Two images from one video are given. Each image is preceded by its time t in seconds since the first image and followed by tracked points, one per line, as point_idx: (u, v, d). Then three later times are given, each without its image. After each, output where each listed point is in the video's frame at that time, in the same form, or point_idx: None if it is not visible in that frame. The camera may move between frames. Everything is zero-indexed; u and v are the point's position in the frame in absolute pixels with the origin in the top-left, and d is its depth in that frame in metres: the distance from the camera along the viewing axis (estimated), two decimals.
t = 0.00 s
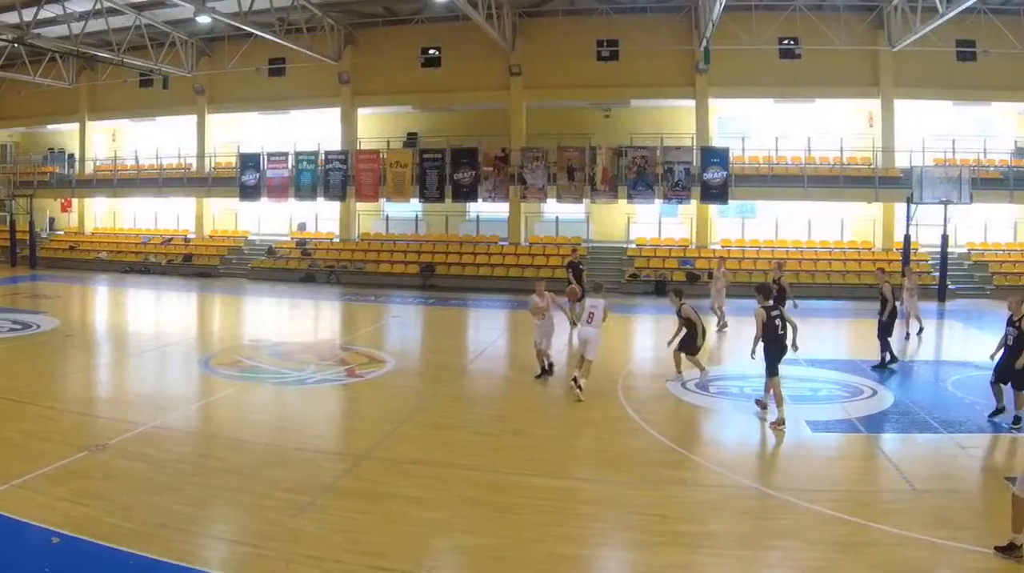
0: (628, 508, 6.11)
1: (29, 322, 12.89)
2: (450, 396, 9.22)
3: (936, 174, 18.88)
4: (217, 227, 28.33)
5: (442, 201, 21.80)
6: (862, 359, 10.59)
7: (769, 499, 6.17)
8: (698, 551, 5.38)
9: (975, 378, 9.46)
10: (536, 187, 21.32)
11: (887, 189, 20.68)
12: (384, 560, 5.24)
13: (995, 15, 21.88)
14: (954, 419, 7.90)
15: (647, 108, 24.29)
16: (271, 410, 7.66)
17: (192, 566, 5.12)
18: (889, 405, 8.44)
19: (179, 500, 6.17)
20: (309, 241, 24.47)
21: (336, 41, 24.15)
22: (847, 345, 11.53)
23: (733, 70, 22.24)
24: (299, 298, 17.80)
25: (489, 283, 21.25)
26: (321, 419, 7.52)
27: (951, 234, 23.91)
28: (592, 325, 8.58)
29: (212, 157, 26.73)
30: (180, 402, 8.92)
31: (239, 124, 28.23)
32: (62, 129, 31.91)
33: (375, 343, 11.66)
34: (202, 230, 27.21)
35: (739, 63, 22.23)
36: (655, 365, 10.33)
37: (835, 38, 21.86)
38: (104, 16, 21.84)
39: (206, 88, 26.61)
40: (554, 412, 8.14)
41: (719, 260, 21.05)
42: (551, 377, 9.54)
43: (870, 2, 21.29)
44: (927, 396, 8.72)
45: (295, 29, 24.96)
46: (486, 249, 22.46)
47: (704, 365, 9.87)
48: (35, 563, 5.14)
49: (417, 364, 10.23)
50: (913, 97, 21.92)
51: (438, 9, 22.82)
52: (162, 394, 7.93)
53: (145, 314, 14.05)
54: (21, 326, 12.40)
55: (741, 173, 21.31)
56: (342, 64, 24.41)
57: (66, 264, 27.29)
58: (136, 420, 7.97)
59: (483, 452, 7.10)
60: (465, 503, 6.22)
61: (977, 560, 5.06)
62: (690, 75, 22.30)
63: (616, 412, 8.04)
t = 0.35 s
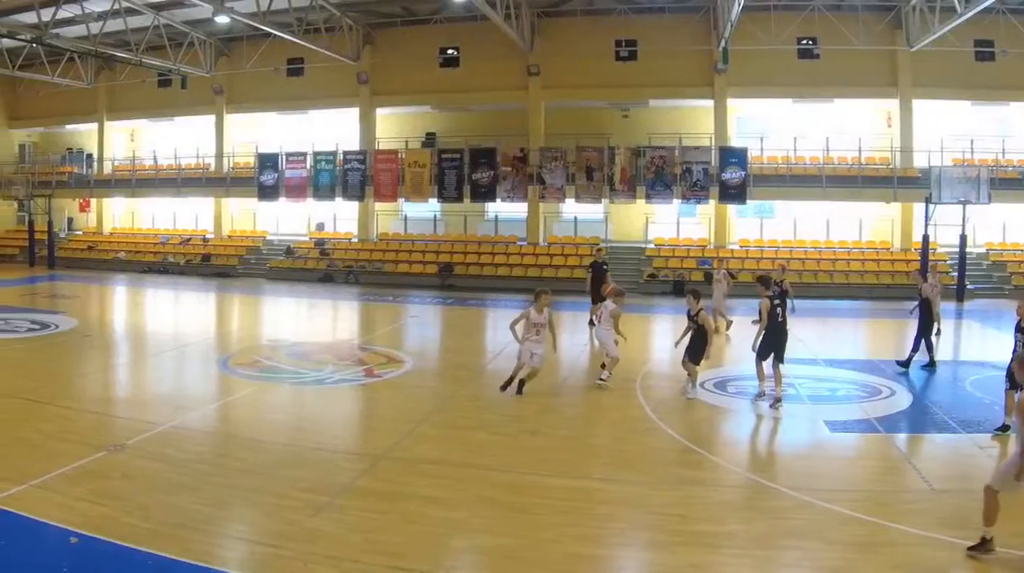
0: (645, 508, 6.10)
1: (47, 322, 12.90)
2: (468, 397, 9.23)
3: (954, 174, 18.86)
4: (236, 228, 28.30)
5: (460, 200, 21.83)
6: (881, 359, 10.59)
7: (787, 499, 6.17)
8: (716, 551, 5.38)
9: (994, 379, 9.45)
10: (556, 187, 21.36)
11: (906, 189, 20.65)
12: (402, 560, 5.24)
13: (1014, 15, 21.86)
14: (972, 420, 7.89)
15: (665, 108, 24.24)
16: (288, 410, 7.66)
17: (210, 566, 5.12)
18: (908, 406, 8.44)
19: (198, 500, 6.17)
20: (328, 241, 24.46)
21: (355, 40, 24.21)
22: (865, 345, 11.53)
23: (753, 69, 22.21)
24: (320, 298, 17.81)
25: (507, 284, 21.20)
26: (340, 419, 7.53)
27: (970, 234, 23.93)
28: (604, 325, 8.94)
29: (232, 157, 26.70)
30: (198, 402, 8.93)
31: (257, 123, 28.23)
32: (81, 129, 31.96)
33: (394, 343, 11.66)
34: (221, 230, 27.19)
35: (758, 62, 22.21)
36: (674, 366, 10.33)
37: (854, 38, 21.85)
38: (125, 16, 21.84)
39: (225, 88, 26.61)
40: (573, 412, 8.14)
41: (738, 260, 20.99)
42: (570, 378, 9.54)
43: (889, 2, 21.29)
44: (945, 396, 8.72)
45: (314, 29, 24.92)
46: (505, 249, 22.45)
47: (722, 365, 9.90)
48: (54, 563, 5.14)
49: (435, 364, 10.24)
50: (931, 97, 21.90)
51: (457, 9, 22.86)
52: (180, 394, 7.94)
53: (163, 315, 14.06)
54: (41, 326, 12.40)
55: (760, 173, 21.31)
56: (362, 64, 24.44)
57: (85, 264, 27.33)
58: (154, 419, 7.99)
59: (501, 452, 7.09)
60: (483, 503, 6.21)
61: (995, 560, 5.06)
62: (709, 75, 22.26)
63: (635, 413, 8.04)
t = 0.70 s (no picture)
0: (663, 508, 6.11)
1: (67, 322, 12.89)
2: (485, 396, 9.24)
3: (971, 173, 18.87)
4: (254, 228, 28.25)
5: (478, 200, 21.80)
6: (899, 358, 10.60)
7: (806, 498, 6.18)
8: (734, 550, 5.38)
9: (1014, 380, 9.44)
10: (573, 187, 21.26)
11: (924, 189, 20.60)
12: (420, 561, 5.24)
13: None
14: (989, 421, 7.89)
15: (683, 108, 24.17)
16: (307, 410, 7.66)
17: (230, 566, 5.12)
18: (926, 405, 8.44)
19: (217, 500, 6.18)
20: (346, 241, 24.44)
21: (373, 40, 24.17)
22: (883, 345, 11.52)
23: (772, 69, 22.19)
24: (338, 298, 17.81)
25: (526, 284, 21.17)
26: (359, 418, 7.53)
27: (988, 235, 23.92)
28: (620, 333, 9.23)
29: (250, 157, 26.73)
30: (217, 402, 8.94)
31: (275, 123, 28.23)
32: (99, 129, 31.98)
33: (412, 343, 11.66)
34: (239, 230, 27.15)
35: (777, 62, 22.19)
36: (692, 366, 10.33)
37: (872, 38, 21.80)
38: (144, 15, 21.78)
39: (243, 88, 26.62)
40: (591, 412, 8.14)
41: (757, 260, 20.98)
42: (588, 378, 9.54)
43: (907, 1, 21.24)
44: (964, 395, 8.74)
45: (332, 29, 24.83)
46: (523, 248, 22.41)
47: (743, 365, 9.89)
48: (73, 563, 5.14)
49: (453, 363, 10.24)
50: (949, 96, 21.82)
51: (476, 8, 22.84)
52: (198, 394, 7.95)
53: (182, 314, 14.06)
54: (59, 326, 12.42)
55: (779, 172, 21.29)
56: (380, 64, 24.41)
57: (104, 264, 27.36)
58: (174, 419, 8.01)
59: (518, 452, 7.09)
60: (501, 502, 6.22)
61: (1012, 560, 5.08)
62: (728, 75, 22.21)
63: (653, 413, 8.05)
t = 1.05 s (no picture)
0: (680, 508, 6.11)
1: (83, 322, 12.89)
2: (501, 396, 9.25)
3: (988, 174, 18.85)
4: (271, 228, 28.18)
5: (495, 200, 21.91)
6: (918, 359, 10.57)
7: (823, 498, 6.18)
8: (751, 550, 5.38)
9: None
10: (591, 187, 21.20)
11: (941, 189, 20.64)
12: (438, 561, 5.24)
13: None
14: (1009, 421, 7.87)
15: (701, 108, 24.07)
16: (325, 410, 7.66)
17: (247, 566, 5.12)
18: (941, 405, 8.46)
19: (235, 500, 6.18)
20: (363, 241, 24.42)
21: (390, 40, 24.09)
22: (900, 345, 11.52)
23: (791, 69, 22.12)
24: (357, 298, 17.77)
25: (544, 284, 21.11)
26: (376, 418, 7.53)
27: (1006, 235, 23.86)
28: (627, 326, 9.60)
29: (267, 157, 26.74)
30: (234, 402, 8.95)
31: (293, 123, 28.24)
32: (116, 129, 31.99)
33: (430, 343, 11.66)
34: (257, 230, 27.11)
35: (795, 62, 22.09)
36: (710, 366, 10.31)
37: (889, 39, 21.69)
38: (160, 16, 21.70)
39: (261, 88, 26.59)
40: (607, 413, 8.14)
41: (774, 260, 20.94)
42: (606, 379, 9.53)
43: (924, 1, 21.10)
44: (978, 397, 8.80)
45: (349, 29, 24.81)
46: (540, 248, 22.38)
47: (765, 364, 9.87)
48: (91, 562, 5.14)
49: (470, 363, 10.24)
50: (966, 97, 21.70)
51: (493, 8, 22.75)
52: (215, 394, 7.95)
53: (199, 314, 14.07)
54: (76, 326, 12.41)
55: (796, 172, 21.26)
56: (398, 64, 24.36)
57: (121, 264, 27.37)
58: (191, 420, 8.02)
59: (535, 452, 7.10)
60: (518, 502, 6.22)
61: None
62: (745, 76, 22.12)
63: (670, 413, 8.05)
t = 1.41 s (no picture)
0: (698, 508, 6.10)
1: (102, 322, 12.88)
2: (518, 396, 9.25)
3: (1007, 174, 18.75)
4: (289, 228, 28.14)
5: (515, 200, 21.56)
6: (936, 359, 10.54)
7: (841, 498, 6.17)
8: (769, 550, 5.38)
9: None
10: (609, 187, 21.25)
11: (960, 189, 20.47)
12: (456, 561, 5.24)
13: None
14: None
15: (718, 108, 23.92)
16: (343, 410, 7.66)
17: (265, 566, 5.12)
18: (959, 405, 8.46)
19: (253, 500, 6.18)
20: (382, 241, 24.40)
21: (409, 40, 24.00)
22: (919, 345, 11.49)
23: (809, 70, 21.96)
24: (375, 298, 17.71)
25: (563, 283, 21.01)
26: (395, 419, 7.53)
27: None
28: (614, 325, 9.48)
29: (286, 157, 26.70)
30: (252, 402, 8.94)
31: (311, 123, 28.22)
32: (135, 129, 31.99)
33: (448, 343, 11.66)
34: (275, 231, 27.03)
35: (814, 62, 21.93)
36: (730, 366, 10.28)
37: (908, 38, 21.48)
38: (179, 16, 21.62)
39: (280, 88, 26.57)
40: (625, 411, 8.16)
41: (791, 259, 20.89)
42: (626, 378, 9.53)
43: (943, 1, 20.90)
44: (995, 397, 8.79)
45: (368, 29, 24.71)
46: (558, 248, 22.34)
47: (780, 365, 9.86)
48: (109, 562, 5.14)
49: (489, 363, 10.24)
50: (984, 97, 21.51)
51: (511, 8, 22.66)
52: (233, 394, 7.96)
53: (217, 315, 14.06)
54: (95, 326, 12.40)
55: (813, 172, 21.23)
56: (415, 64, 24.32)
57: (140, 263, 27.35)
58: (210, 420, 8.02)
59: (554, 452, 7.10)
60: (536, 502, 6.22)
61: None
62: (764, 76, 21.98)
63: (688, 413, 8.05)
